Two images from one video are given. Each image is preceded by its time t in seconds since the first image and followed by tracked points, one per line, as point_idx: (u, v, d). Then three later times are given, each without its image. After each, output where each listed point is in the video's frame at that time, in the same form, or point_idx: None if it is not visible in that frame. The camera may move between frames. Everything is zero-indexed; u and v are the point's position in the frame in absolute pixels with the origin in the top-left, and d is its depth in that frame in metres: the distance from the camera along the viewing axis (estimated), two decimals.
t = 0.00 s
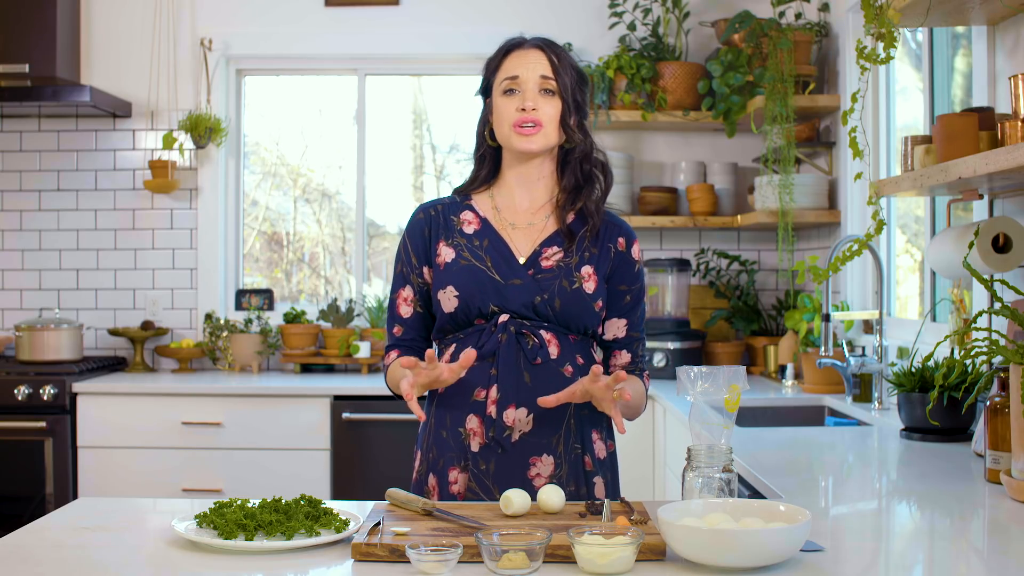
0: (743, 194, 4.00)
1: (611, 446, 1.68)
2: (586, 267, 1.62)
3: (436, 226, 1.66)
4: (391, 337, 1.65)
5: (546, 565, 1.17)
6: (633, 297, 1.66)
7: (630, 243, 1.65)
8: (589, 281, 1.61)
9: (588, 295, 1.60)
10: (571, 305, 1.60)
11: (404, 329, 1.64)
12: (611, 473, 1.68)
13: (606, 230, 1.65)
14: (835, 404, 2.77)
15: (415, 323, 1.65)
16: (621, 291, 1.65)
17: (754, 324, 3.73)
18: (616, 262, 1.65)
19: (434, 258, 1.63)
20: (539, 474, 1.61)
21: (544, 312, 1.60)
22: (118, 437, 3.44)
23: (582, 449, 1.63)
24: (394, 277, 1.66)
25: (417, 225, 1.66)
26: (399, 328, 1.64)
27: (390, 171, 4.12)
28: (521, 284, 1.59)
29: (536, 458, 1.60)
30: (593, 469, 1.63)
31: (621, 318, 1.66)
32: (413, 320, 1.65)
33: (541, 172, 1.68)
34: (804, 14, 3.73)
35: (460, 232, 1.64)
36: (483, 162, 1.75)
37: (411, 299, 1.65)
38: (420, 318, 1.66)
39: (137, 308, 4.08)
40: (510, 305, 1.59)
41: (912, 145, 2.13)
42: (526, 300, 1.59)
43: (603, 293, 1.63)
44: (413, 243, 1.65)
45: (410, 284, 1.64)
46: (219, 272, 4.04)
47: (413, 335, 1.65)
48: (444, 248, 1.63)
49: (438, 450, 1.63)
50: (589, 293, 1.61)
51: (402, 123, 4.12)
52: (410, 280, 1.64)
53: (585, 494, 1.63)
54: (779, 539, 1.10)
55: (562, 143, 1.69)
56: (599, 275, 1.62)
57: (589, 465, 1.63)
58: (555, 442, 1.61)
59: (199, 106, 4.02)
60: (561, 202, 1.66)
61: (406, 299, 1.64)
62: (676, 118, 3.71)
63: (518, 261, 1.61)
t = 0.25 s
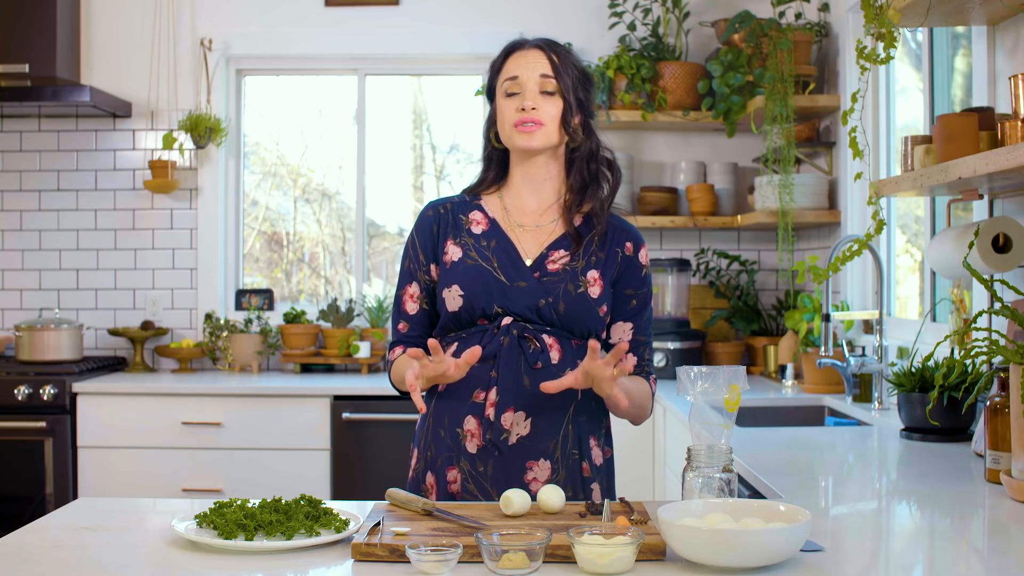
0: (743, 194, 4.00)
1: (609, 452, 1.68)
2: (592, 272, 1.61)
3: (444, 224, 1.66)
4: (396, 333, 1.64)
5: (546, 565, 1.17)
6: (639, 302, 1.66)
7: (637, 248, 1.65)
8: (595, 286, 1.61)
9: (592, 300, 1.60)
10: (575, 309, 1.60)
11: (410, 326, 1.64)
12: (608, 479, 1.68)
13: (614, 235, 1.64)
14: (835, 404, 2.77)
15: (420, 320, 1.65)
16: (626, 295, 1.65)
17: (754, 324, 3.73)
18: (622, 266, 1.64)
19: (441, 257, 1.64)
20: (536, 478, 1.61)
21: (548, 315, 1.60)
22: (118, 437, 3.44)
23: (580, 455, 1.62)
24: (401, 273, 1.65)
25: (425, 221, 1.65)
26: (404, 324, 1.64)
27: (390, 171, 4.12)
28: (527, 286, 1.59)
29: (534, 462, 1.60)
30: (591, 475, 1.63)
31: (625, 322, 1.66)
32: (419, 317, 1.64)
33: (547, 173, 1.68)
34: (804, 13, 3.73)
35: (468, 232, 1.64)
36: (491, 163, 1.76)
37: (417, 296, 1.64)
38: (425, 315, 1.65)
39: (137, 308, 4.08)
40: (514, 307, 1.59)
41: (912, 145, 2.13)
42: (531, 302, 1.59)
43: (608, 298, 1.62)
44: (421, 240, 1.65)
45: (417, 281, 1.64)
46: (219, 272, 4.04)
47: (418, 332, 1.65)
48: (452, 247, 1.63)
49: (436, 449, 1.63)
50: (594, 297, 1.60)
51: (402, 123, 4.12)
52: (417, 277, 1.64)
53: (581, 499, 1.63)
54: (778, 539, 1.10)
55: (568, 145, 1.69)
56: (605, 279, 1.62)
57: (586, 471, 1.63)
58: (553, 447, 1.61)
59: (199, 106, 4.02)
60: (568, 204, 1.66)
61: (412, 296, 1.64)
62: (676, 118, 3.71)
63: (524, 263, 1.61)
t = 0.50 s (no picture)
0: (743, 194, 4.00)
1: (610, 453, 1.67)
2: (592, 272, 1.61)
3: (446, 222, 1.66)
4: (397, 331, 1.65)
5: (546, 565, 1.17)
6: (640, 302, 1.65)
7: (639, 249, 1.64)
8: (595, 286, 1.61)
9: (592, 300, 1.60)
10: (575, 309, 1.60)
11: (410, 324, 1.65)
12: (607, 479, 1.67)
13: (615, 237, 1.64)
14: (835, 404, 2.77)
15: (420, 318, 1.65)
16: (627, 295, 1.64)
17: (754, 324, 3.73)
18: (624, 267, 1.63)
19: (443, 255, 1.64)
20: (532, 477, 1.60)
21: (547, 315, 1.60)
22: (118, 437, 3.44)
23: (577, 455, 1.62)
24: (403, 271, 1.66)
25: (427, 220, 1.66)
26: (405, 322, 1.64)
27: (390, 171, 4.12)
28: (527, 286, 1.59)
29: (530, 462, 1.60)
30: (588, 475, 1.63)
31: (627, 321, 1.65)
32: (419, 315, 1.65)
33: (552, 174, 1.67)
34: (804, 14, 3.73)
35: (469, 230, 1.65)
36: (494, 162, 1.75)
37: (418, 294, 1.65)
38: (426, 313, 1.66)
39: (137, 308, 4.08)
40: (514, 307, 1.59)
41: (912, 145, 2.13)
42: (530, 301, 1.59)
43: (608, 299, 1.62)
44: (422, 238, 1.66)
45: (418, 279, 1.65)
46: (219, 272, 4.04)
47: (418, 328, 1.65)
48: (453, 245, 1.64)
49: (433, 447, 1.64)
50: (594, 298, 1.60)
51: (402, 123, 4.12)
52: (418, 275, 1.65)
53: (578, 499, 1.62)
54: (778, 539, 1.10)
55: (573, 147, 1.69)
56: (605, 280, 1.62)
57: (584, 472, 1.62)
58: (550, 446, 1.60)
59: (199, 106, 4.02)
60: (571, 206, 1.66)
61: (413, 294, 1.64)
62: (676, 118, 3.71)
63: (525, 262, 1.61)
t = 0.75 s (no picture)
0: (743, 194, 4.00)
1: (611, 451, 1.67)
2: (590, 267, 1.61)
3: (443, 226, 1.67)
4: (396, 337, 1.67)
5: (546, 565, 1.17)
6: (640, 295, 1.64)
7: (637, 242, 1.64)
8: (593, 281, 1.60)
9: (591, 295, 1.59)
10: (574, 305, 1.59)
11: (408, 329, 1.67)
12: (609, 478, 1.67)
13: (614, 229, 1.64)
14: (835, 404, 2.77)
15: (419, 323, 1.67)
16: (627, 289, 1.64)
17: (754, 324, 3.73)
18: (623, 261, 1.63)
19: (441, 259, 1.65)
20: (533, 475, 1.60)
21: (547, 312, 1.59)
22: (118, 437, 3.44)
23: (578, 453, 1.62)
24: (401, 277, 1.68)
25: (425, 225, 1.68)
26: (402, 328, 1.66)
27: (390, 171, 4.12)
28: (524, 284, 1.59)
29: (530, 460, 1.60)
30: (589, 473, 1.63)
31: (627, 315, 1.64)
32: (418, 320, 1.67)
33: (548, 174, 1.67)
34: (804, 14, 3.73)
35: (466, 233, 1.65)
36: (487, 161, 1.75)
37: (417, 299, 1.67)
38: (424, 318, 1.68)
39: (137, 308, 4.08)
40: (512, 305, 1.59)
41: (912, 145, 2.13)
42: (529, 300, 1.59)
43: (608, 294, 1.61)
44: (420, 243, 1.67)
45: (417, 284, 1.67)
46: (219, 272, 4.04)
47: (417, 333, 1.67)
48: (450, 249, 1.64)
49: (434, 448, 1.64)
50: (593, 293, 1.60)
51: (402, 123, 4.12)
52: (417, 281, 1.67)
53: (579, 498, 1.62)
54: (778, 539, 1.10)
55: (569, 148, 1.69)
56: (604, 275, 1.61)
57: (585, 470, 1.62)
58: (551, 445, 1.61)
59: (199, 106, 4.02)
60: (566, 203, 1.66)
61: (411, 299, 1.67)
62: (676, 118, 3.71)
63: (522, 261, 1.61)
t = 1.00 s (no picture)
0: (743, 194, 4.00)
1: (614, 448, 1.67)
2: (586, 264, 1.61)
3: (439, 230, 1.68)
4: (391, 337, 1.63)
5: (546, 565, 1.17)
6: (634, 280, 1.61)
7: (629, 231, 1.63)
8: (590, 277, 1.60)
9: (588, 291, 1.59)
10: (572, 303, 1.59)
11: (404, 330, 1.63)
12: (612, 476, 1.66)
13: (605, 222, 1.64)
14: (835, 404, 2.77)
15: (415, 324, 1.64)
16: (621, 275, 1.62)
17: (754, 324, 3.73)
18: (616, 253, 1.62)
19: (436, 263, 1.65)
20: (535, 473, 1.60)
21: (545, 312, 1.59)
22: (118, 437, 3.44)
23: (581, 450, 1.61)
24: (397, 282, 1.67)
25: (421, 231, 1.68)
26: (398, 329, 1.62)
27: (390, 171, 4.12)
28: (521, 285, 1.60)
29: (533, 458, 1.60)
30: (592, 471, 1.62)
31: (624, 300, 1.61)
32: (415, 322, 1.63)
33: (542, 174, 1.67)
34: (804, 13, 3.73)
35: (461, 237, 1.66)
36: (479, 157, 1.75)
37: (414, 301, 1.64)
38: (423, 319, 1.65)
39: (137, 308, 4.08)
40: (510, 306, 1.59)
41: (912, 145, 2.13)
42: (526, 301, 1.59)
43: (605, 287, 1.61)
44: (416, 246, 1.67)
45: (414, 287, 1.65)
46: (219, 272, 4.04)
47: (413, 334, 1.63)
48: (446, 254, 1.65)
49: (437, 449, 1.64)
50: (590, 289, 1.59)
51: (402, 123, 4.12)
52: (414, 284, 1.65)
53: (582, 496, 1.62)
54: (778, 539, 1.10)
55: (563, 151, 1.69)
56: (600, 269, 1.61)
57: (587, 467, 1.62)
58: (554, 443, 1.60)
59: (199, 106, 4.02)
60: (558, 200, 1.66)
61: (408, 301, 1.64)
62: (676, 118, 3.71)
63: (517, 262, 1.61)
